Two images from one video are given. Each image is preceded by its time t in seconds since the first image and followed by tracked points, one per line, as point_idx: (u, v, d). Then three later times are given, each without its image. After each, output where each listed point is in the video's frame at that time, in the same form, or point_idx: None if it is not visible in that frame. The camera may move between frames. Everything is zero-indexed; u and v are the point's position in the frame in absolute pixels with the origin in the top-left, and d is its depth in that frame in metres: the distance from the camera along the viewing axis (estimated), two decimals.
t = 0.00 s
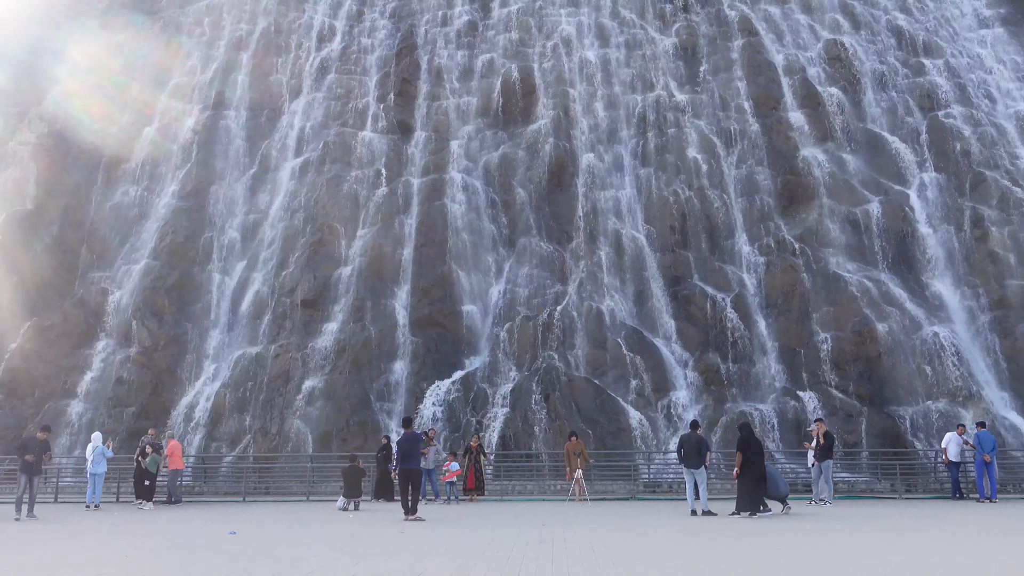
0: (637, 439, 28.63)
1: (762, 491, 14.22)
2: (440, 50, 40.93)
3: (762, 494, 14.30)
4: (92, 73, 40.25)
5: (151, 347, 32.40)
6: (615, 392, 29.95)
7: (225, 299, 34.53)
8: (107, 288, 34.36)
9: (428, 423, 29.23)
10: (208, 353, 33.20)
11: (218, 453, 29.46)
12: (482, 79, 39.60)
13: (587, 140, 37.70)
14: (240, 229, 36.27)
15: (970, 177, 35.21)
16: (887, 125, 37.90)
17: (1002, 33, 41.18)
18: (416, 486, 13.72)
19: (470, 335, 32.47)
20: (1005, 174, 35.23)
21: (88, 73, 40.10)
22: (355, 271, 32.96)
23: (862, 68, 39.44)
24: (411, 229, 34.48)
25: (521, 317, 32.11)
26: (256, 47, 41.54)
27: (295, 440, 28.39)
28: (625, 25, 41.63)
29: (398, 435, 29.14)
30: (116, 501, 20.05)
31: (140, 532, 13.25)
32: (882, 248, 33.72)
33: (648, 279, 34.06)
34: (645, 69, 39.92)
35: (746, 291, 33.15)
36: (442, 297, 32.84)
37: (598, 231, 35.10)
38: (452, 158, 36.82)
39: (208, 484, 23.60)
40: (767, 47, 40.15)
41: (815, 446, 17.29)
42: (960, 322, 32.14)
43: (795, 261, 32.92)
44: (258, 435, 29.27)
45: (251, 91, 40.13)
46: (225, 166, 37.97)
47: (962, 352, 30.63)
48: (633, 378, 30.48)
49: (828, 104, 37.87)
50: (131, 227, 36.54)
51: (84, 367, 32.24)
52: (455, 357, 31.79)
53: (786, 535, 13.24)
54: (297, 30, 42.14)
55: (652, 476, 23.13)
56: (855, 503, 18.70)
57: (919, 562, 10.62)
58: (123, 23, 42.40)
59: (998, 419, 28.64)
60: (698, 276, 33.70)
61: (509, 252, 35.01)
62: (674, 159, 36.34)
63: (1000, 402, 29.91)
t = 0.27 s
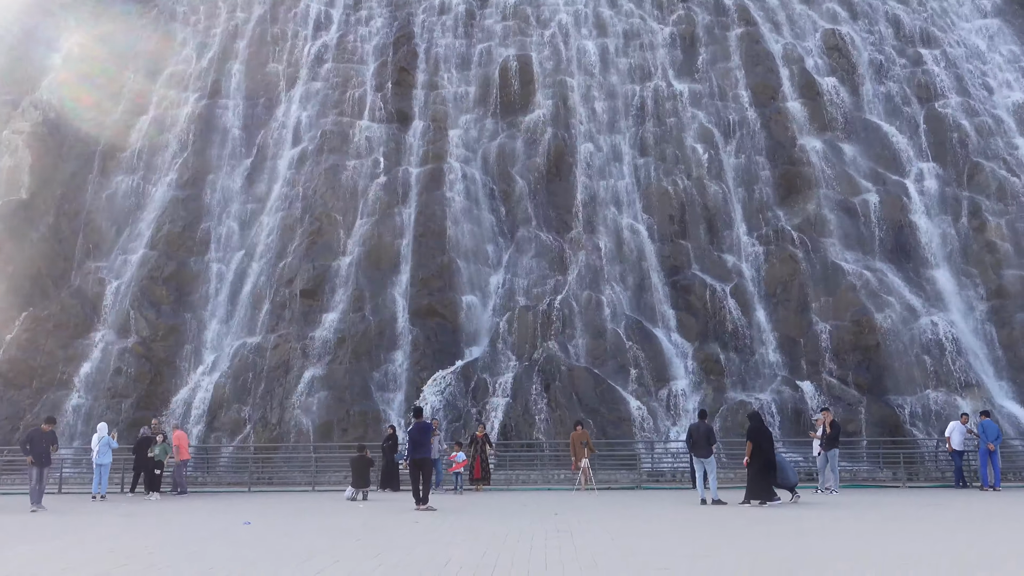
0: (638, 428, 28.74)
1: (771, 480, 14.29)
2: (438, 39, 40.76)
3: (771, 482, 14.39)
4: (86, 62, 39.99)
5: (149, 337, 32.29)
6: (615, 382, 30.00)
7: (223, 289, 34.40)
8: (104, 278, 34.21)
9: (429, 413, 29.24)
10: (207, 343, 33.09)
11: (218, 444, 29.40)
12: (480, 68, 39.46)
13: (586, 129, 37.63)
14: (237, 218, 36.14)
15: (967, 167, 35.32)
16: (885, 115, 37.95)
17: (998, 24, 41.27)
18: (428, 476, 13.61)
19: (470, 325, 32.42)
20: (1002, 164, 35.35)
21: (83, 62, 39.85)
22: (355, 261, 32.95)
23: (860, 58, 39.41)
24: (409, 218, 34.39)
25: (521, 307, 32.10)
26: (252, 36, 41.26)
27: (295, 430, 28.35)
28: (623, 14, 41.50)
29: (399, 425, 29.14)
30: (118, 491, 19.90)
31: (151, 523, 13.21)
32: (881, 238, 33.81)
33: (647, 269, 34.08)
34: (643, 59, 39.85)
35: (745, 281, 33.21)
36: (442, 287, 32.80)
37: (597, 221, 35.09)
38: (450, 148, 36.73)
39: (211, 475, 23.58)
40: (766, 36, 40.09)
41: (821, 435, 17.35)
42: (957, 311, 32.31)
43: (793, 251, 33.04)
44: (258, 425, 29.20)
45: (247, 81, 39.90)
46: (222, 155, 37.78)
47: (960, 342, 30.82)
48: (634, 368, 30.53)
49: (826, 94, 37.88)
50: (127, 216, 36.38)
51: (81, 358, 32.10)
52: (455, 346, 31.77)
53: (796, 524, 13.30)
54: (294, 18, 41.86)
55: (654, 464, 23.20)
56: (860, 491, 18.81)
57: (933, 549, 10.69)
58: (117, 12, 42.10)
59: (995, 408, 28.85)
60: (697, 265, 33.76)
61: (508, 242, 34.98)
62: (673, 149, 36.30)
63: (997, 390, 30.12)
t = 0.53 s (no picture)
0: (637, 421, 28.79)
1: (779, 472, 14.34)
2: (435, 31, 40.61)
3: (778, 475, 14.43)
4: (80, 54, 39.74)
5: (147, 331, 32.17)
6: (615, 374, 30.04)
7: (221, 282, 34.29)
8: (101, 271, 34.05)
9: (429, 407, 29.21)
10: (205, 336, 32.99)
11: (217, 437, 29.31)
12: (478, 60, 39.33)
13: (583, 122, 37.58)
14: (234, 212, 36.03)
15: (964, 160, 35.42)
16: (882, 108, 37.96)
17: (995, 17, 41.36)
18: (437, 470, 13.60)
19: (469, 319, 32.45)
20: (999, 157, 35.49)
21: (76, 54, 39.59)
22: (354, 254, 32.85)
23: (857, 51, 39.39)
24: (408, 212, 34.34)
25: (520, 300, 32.09)
26: (248, 28, 41.03)
27: (295, 423, 28.31)
28: (620, 7, 41.40)
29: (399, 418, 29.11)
30: (122, 486, 19.86)
31: (162, 516, 13.16)
32: (878, 231, 33.93)
33: (646, 262, 34.10)
34: (641, 51, 39.79)
35: (744, 274, 33.29)
36: (441, 280, 32.77)
37: (596, 214, 35.07)
38: (448, 141, 36.66)
39: (213, 468, 23.46)
40: (763, 30, 40.07)
41: (827, 428, 17.38)
42: (955, 304, 32.47)
43: (791, 244, 33.10)
44: (257, 419, 29.12)
45: (243, 73, 39.72)
46: (219, 148, 37.63)
47: (957, 335, 31.00)
48: (633, 361, 30.56)
49: (824, 87, 37.91)
50: (124, 210, 36.25)
51: (79, 351, 31.96)
52: (454, 340, 31.76)
53: (807, 515, 13.37)
54: (290, 10, 41.63)
55: (657, 457, 23.20)
56: (863, 483, 18.90)
57: (948, 540, 10.72)
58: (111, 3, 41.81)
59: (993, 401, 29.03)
60: (696, 259, 33.83)
61: (507, 235, 34.93)
62: (671, 142, 36.31)
63: (995, 383, 30.29)
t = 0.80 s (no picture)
0: (638, 418, 28.82)
1: (786, 468, 14.38)
2: (433, 28, 40.54)
3: (785, 471, 14.50)
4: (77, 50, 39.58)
5: (146, 328, 32.09)
6: (615, 371, 30.05)
7: (220, 280, 34.22)
8: (100, 268, 33.94)
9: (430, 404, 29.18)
10: (205, 333, 32.93)
11: (217, 435, 29.23)
12: (476, 57, 39.29)
13: (582, 119, 37.59)
14: (233, 209, 35.96)
15: (962, 157, 35.50)
16: (881, 105, 38.00)
17: (992, 15, 41.48)
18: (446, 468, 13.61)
19: (469, 316, 32.47)
20: (997, 154, 35.63)
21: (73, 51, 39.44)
22: (353, 252, 32.80)
23: (855, 48, 39.43)
24: (407, 208, 34.33)
25: (520, 297, 32.08)
26: (246, 25, 40.92)
27: (296, 421, 28.24)
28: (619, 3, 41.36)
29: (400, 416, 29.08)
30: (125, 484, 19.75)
31: (170, 514, 13.11)
32: (877, 228, 34.02)
33: (645, 259, 34.11)
34: (640, 48, 39.79)
35: (743, 271, 33.33)
36: (441, 277, 32.73)
37: (595, 211, 35.07)
38: (447, 137, 36.61)
39: (215, 465, 23.35)
40: (761, 26, 40.09)
41: (832, 424, 17.40)
42: (954, 301, 32.59)
43: (791, 241, 33.14)
44: (257, 417, 29.04)
45: (241, 70, 39.62)
46: (217, 145, 37.55)
47: (957, 331, 31.12)
48: (634, 357, 30.58)
49: (822, 83, 37.96)
50: (122, 207, 36.15)
51: (78, 349, 31.84)
52: (454, 337, 31.78)
53: (815, 511, 13.40)
54: (288, 7, 41.52)
55: (660, 454, 23.14)
56: (866, 479, 18.97)
57: (961, 536, 10.72)
58: None
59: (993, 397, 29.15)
60: (695, 256, 33.89)
61: (506, 232, 34.91)
62: (670, 139, 36.35)
63: (994, 378, 30.41)
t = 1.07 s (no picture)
0: (641, 415, 28.86)
1: (796, 466, 14.43)
2: (433, 26, 40.47)
3: (795, 469, 14.53)
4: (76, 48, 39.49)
5: (148, 327, 32.04)
6: (617, 369, 30.04)
7: (221, 278, 34.17)
8: (100, 267, 33.87)
9: (432, 402, 29.18)
10: (206, 332, 32.87)
11: (219, 434, 29.18)
12: (476, 55, 39.26)
13: (583, 117, 37.57)
14: (233, 207, 35.91)
15: (962, 155, 35.55)
16: (881, 103, 38.02)
17: (991, 13, 41.54)
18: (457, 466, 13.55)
19: (471, 314, 32.40)
20: (997, 152, 35.69)
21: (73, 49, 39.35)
22: (355, 250, 32.80)
23: (855, 46, 39.43)
24: (408, 207, 34.33)
25: (522, 296, 32.07)
26: (245, 22, 40.84)
27: (299, 420, 28.23)
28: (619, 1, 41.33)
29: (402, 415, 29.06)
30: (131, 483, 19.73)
31: (179, 513, 13.10)
32: (878, 226, 34.08)
33: (646, 257, 34.11)
34: (640, 46, 39.78)
35: (744, 269, 33.38)
36: (442, 275, 32.69)
37: (596, 209, 35.07)
38: (447, 135, 36.58)
39: (217, 463, 23.19)
40: (761, 25, 40.10)
41: (838, 421, 17.42)
42: (954, 299, 32.67)
43: (792, 239, 33.17)
44: (259, 415, 29.01)
45: (240, 68, 39.54)
46: (217, 144, 37.51)
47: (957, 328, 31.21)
48: (635, 355, 30.60)
49: (822, 81, 37.99)
50: (122, 205, 36.09)
51: (78, 348, 31.78)
52: (456, 335, 31.71)
53: (823, 508, 13.44)
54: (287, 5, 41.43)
55: (665, 451, 22.99)
56: (872, 476, 18.99)
57: (971, 532, 10.76)
58: None
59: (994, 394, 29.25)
60: (696, 253, 33.92)
61: (507, 230, 34.90)
62: (671, 137, 36.37)
63: (995, 375, 30.50)
